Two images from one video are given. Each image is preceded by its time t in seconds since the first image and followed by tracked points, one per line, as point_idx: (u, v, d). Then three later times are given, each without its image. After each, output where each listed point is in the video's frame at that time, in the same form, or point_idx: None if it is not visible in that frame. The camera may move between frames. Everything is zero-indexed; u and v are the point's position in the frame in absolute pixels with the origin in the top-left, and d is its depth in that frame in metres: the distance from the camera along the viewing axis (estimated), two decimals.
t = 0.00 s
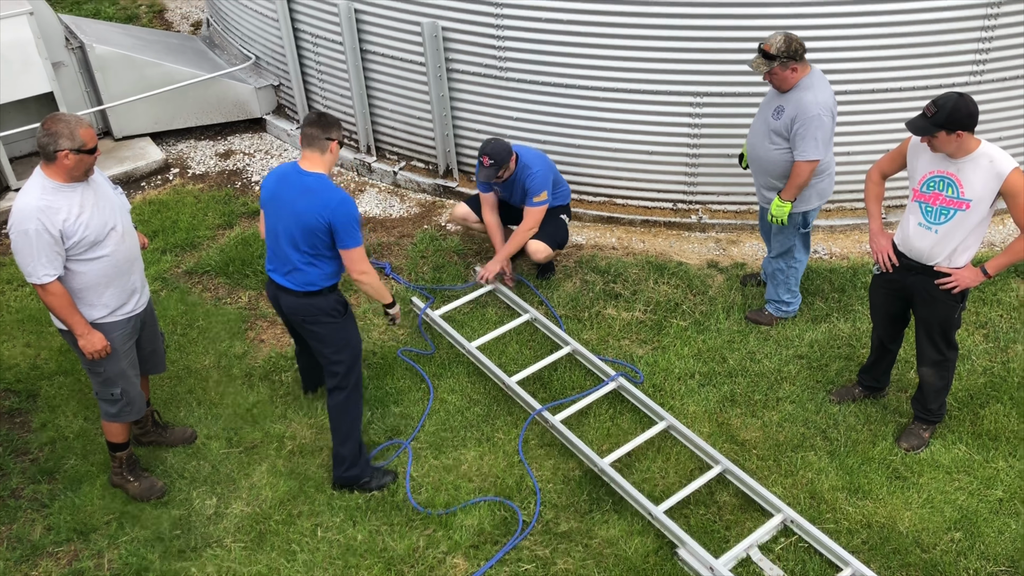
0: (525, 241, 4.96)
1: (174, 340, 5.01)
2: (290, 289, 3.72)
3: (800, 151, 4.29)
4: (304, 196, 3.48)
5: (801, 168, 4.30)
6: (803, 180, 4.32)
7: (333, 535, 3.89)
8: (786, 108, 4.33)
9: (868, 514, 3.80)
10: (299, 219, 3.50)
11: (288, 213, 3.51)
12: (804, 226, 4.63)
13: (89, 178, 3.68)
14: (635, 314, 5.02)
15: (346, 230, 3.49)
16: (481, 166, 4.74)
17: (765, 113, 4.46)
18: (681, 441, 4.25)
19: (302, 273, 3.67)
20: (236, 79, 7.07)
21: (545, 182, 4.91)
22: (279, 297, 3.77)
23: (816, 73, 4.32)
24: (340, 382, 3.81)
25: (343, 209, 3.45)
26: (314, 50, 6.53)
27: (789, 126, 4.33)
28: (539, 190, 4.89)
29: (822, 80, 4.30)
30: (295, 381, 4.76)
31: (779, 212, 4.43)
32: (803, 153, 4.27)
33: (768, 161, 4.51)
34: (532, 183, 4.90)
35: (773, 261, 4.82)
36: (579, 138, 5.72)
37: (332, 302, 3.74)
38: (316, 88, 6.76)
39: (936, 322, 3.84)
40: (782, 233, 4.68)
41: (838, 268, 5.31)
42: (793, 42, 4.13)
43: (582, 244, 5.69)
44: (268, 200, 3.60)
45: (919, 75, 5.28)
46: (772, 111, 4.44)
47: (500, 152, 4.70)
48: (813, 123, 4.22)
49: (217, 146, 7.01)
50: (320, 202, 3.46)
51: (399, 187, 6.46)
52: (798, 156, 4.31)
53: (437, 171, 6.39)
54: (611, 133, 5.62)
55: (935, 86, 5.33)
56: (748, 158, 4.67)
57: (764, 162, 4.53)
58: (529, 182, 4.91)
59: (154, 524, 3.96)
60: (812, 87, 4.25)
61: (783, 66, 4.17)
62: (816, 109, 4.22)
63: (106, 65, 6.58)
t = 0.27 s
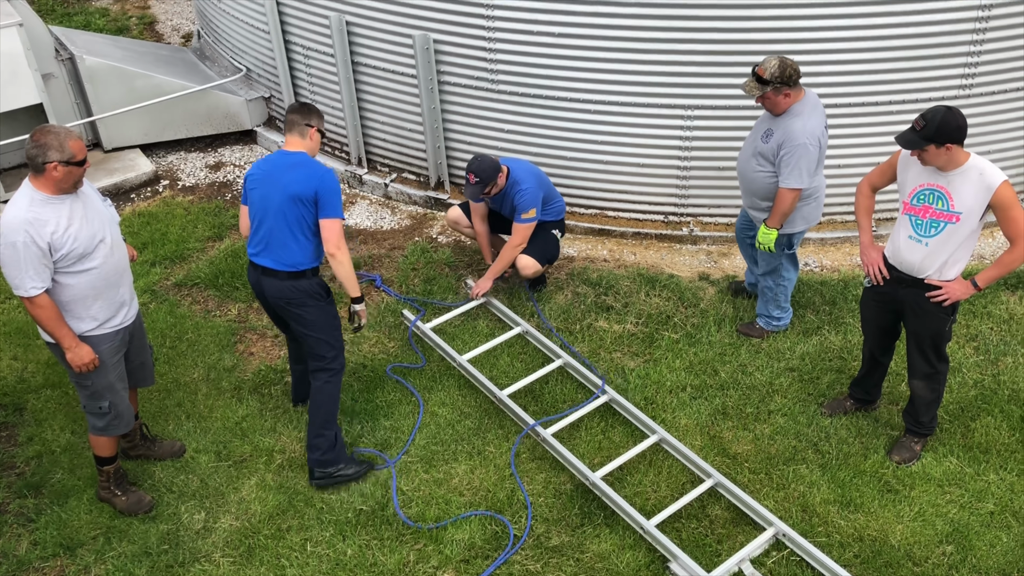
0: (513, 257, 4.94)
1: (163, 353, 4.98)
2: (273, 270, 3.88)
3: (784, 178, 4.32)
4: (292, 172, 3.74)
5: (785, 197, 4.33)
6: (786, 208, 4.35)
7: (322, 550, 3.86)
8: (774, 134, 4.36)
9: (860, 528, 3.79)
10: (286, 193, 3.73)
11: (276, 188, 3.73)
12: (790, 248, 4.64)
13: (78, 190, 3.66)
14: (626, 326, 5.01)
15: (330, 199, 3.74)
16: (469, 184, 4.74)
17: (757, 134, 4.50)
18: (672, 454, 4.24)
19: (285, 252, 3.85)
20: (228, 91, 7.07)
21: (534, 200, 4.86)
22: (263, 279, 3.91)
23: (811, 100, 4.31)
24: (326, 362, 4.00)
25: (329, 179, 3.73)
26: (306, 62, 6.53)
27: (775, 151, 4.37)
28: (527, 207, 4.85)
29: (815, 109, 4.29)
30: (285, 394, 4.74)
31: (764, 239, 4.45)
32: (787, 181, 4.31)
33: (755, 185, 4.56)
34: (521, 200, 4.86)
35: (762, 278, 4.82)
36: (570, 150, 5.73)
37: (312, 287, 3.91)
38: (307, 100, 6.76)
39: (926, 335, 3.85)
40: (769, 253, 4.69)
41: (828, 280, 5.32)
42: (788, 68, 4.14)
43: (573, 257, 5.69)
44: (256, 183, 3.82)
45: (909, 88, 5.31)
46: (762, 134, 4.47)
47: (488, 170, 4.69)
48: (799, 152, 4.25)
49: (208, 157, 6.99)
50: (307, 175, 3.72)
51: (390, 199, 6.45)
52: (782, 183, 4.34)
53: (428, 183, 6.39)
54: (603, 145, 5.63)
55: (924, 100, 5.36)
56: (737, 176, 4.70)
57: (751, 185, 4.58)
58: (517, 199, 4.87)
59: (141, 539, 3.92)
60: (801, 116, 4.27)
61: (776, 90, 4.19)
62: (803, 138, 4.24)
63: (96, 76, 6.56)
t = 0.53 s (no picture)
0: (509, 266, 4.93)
1: (159, 358, 4.97)
2: (266, 253, 3.95)
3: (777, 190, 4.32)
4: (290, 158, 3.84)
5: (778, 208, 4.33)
6: (778, 220, 4.35)
7: (318, 556, 3.84)
8: (769, 145, 4.37)
9: (857, 535, 3.78)
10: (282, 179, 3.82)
11: (273, 173, 3.84)
12: (782, 257, 4.64)
13: (74, 196, 3.65)
14: (624, 332, 5.01)
15: (324, 189, 3.80)
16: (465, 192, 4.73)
17: (752, 143, 4.51)
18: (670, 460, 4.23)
19: (279, 236, 3.93)
20: (225, 96, 7.06)
21: (531, 209, 4.85)
22: (256, 261, 3.98)
23: (807, 114, 4.31)
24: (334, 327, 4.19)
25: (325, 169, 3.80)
26: (303, 67, 6.53)
27: (770, 162, 4.37)
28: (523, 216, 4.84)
29: (811, 123, 4.29)
30: (281, 399, 4.73)
31: (756, 249, 4.45)
32: (780, 193, 4.31)
33: (748, 196, 4.56)
34: (517, 209, 4.85)
35: (757, 287, 4.82)
36: (568, 156, 5.72)
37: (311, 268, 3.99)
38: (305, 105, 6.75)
39: (923, 342, 3.84)
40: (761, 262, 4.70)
41: (826, 287, 5.32)
42: (786, 80, 4.12)
43: (571, 263, 5.69)
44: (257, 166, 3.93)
45: (906, 95, 5.31)
46: (757, 144, 4.47)
47: (483, 177, 4.68)
48: (792, 164, 4.25)
49: (205, 162, 6.98)
50: (303, 163, 3.81)
51: (388, 205, 6.45)
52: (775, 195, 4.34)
53: (426, 188, 6.39)
54: (600, 151, 5.63)
55: (922, 106, 5.36)
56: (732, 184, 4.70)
57: (745, 195, 4.58)
58: (514, 208, 4.87)
59: (136, 545, 3.90)
60: (797, 129, 4.27)
61: (773, 102, 4.18)
62: (797, 151, 4.24)
63: (93, 80, 6.56)
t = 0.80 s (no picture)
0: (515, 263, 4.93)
1: (165, 353, 4.99)
2: (285, 244, 4.13)
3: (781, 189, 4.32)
4: (307, 160, 3.90)
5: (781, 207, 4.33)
6: (781, 218, 4.35)
7: (323, 551, 3.86)
8: (772, 143, 4.36)
9: (861, 532, 3.78)
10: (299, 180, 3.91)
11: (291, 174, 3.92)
12: (784, 256, 4.64)
13: (81, 191, 3.67)
14: (629, 329, 5.01)
15: (338, 197, 3.88)
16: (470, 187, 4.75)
17: (755, 142, 4.50)
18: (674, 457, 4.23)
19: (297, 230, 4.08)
20: (231, 92, 7.08)
21: (537, 206, 4.87)
22: (276, 252, 4.18)
23: (811, 113, 4.31)
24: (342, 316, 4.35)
25: (340, 178, 3.85)
26: (309, 64, 6.54)
27: (773, 161, 4.37)
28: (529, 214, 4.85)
29: (815, 121, 4.29)
30: (287, 394, 4.74)
31: (758, 246, 4.45)
32: (783, 191, 4.31)
33: (751, 194, 4.56)
34: (523, 206, 4.87)
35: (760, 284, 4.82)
36: (573, 153, 5.73)
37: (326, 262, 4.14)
38: (310, 102, 6.77)
39: (928, 340, 3.84)
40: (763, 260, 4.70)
41: (831, 285, 5.31)
42: (791, 79, 4.13)
43: (576, 260, 5.70)
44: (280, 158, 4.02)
45: (912, 93, 5.30)
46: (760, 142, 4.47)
47: (488, 174, 4.69)
48: (796, 163, 4.25)
49: (211, 158, 7.00)
50: (319, 168, 3.87)
51: (393, 202, 6.46)
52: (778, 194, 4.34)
53: (431, 185, 6.40)
54: (605, 148, 5.63)
55: (928, 104, 5.35)
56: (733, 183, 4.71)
57: (747, 194, 4.58)
58: (519, 205, 4.88)
59: (143, 539, 3.92)
60: (801, 128, 4.27)
61: (777, 101, 4.18)
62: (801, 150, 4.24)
63: (100, 77, 6.58)
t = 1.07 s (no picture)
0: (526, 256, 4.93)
1: (174, 346, 5.01)
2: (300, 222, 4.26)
3: (789, 183, 4.31)
4: (311, 143, 3.95)
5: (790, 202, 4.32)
6: (790, 213, 4.34)
7: (331, 543, 3.87)
8: (780, 138, 4.34)
9: (869, 527, 3.78)
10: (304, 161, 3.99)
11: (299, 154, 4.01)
12: (791, 250, 4.63)
13: (89, 184, 3.67)
14: (636, 323, 5.01)
15: (336, 181, 3.90)
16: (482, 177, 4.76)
17: (762, 136, 4.49)
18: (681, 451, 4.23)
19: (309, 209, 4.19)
20: (239, 86, 7.09)
21: (548, 199, 4.86)
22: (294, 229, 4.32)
23: (819, 106, 4.30)
24: (349, 306, 4.38)
25: (337, 162, 3.88)
26: (317, 57, 6.54)
27: (781, 155, 4.35)
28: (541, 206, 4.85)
29: (822, 115, 4.28)
30: (295, 387, 4.76)
31: (768, 241, 4.44)
32: (792, 185, 4.29)
33: (759, 188, 4.55)
34: (534, 199, 4.86)
35: (768, 279, 4.81)
36: (581, 147, 5.72)
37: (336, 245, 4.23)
38: (318, 96, 6.77)
39: (938, 335, 3.83)
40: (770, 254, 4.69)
41: (839, 279, 5.30)
42: (798, 72, 4.11)
43: (583, 254, 5.70)
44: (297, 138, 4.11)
45: (922, 87, 5.28)
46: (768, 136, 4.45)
47: (500, 164, 4.69)
48: (805, 157, 4.23)
49: (219, 152, 7.01)
50: (319, 152, 3.91)
51: (400, 195, 6.47)
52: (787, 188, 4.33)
53: (438, 179, 6.41)
54: (613, 142, 5.62)
55: (938, 98, 5.33)
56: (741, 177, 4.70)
57: (755, 188, 4.57)
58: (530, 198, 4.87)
59: (152, 530, 3.94)
60: (809, 121, 4.25)
61: (785, 95, 4.17)
62: (810, 143, 4.22)
63: (108, 70, 6.60)
